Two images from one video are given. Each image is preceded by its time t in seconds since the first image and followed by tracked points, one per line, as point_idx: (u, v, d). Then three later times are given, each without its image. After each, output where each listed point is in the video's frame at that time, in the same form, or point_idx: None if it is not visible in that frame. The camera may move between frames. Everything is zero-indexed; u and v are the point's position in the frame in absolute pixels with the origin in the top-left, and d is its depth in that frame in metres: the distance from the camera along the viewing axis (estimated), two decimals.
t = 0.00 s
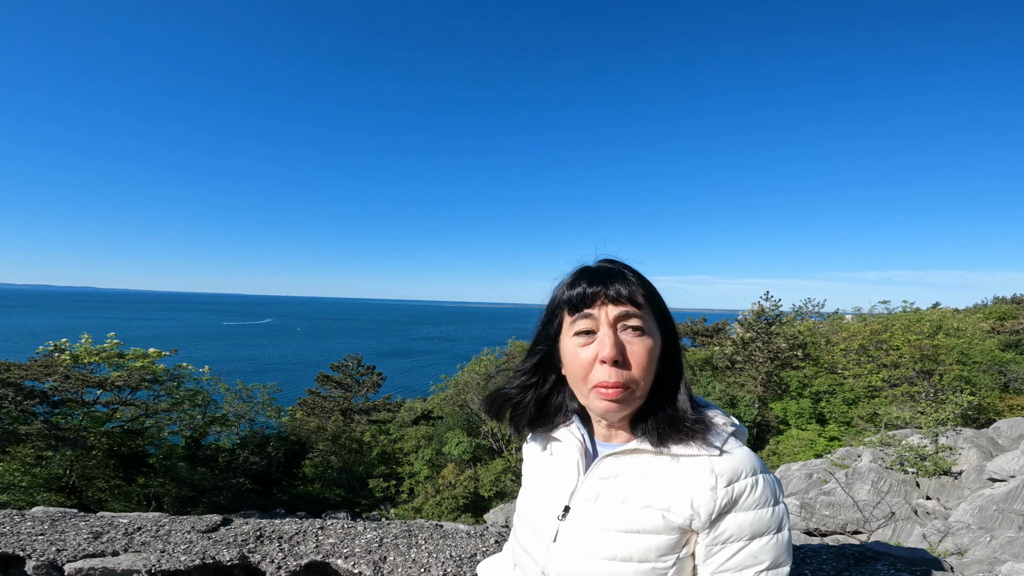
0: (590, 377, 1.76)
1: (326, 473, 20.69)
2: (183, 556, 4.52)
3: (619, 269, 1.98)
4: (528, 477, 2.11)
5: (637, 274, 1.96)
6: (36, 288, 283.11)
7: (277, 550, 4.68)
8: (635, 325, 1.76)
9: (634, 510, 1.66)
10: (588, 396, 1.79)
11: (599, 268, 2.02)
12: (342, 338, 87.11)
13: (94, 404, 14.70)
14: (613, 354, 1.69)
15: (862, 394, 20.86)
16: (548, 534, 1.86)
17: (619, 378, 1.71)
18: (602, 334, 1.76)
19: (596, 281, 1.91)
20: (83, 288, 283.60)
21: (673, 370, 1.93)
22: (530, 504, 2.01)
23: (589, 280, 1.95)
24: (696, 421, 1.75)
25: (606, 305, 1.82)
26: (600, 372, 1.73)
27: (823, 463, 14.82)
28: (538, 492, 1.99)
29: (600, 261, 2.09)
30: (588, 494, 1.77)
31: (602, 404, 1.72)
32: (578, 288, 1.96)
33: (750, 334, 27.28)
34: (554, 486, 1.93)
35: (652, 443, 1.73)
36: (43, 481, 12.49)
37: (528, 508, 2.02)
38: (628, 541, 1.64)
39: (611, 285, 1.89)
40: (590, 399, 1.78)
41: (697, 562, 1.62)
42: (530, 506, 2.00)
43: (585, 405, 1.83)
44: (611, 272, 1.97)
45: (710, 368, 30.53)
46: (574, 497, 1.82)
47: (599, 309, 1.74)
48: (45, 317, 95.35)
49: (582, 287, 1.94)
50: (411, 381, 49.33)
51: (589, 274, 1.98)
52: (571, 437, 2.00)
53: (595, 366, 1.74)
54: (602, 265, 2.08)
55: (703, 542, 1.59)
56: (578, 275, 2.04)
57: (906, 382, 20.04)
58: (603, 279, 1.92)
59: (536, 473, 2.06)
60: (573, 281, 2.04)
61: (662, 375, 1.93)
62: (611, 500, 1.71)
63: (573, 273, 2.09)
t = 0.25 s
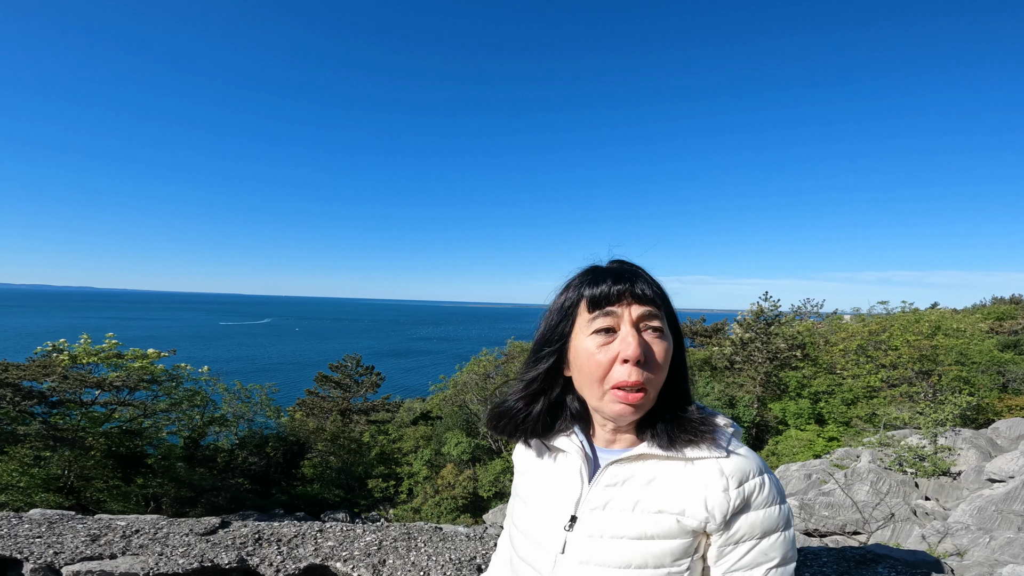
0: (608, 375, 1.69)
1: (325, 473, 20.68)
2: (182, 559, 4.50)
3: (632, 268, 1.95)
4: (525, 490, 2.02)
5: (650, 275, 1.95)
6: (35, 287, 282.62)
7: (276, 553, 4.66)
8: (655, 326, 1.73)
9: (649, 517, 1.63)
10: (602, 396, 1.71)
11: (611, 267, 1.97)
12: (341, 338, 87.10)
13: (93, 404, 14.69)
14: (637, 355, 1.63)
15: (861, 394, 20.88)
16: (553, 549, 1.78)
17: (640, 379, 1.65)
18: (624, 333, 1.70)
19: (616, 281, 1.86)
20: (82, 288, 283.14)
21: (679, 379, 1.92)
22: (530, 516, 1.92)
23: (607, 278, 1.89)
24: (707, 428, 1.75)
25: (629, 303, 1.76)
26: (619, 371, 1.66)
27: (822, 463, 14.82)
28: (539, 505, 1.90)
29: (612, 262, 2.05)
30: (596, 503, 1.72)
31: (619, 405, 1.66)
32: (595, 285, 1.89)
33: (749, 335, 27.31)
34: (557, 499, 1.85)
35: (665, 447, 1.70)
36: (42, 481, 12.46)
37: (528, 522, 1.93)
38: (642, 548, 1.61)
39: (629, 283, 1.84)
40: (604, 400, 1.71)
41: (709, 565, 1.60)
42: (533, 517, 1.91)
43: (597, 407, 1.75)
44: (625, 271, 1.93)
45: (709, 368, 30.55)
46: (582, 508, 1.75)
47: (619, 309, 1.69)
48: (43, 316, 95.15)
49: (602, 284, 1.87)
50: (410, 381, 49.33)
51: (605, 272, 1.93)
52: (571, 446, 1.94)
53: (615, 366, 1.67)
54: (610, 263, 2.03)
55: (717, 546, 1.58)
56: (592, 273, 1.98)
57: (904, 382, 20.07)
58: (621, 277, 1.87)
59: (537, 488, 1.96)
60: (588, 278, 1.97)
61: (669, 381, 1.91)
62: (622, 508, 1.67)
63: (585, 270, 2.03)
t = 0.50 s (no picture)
0: (609, 381, 1.64)
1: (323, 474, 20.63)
2: (175, 561, 4.45)
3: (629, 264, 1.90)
4: (521, 507, 1.92)
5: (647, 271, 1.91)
6: (33, 287, 281.95)
7: (271, 554, 4.62)
8: (656, 327, 1.70)
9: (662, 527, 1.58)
10: (603, 402, 1.66)
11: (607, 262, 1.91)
12: (339, 339, 86.99)
13: (90, 404, 14.61)
14: (642, 359, 1.58)
15: (859, 394, 20.89)
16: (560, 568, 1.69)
17: (645, 384, 1.61)
18: (628, 335, 1.65)
19: (616, 277, 1.80)
20: (80, 287, 282.58)
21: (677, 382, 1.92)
22: (529, 533, 1.83)
23: (607, 274, 1.82)
24: (712, 430, 1.74)
25: (632, 303, 1.72)
26: (622, 377, 1.61)
27: (821, 463, 14.80)
28: (540, 521, 1.81)
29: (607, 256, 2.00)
30: (604, 517, 1.66)
31: (622, 411, 1.61)
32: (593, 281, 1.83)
33: (747, 335, 27.33)
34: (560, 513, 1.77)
35: (672, 453, 1.66)
36: (39, 482, 12.39)
37: (527, 540, 1.83)
38: (658, 560, 1.57)
39: (630, 279, 1.78)
40: (604, 406, 1.66)
41: (725, 569, 1.58)
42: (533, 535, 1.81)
43: (596, 412, 1.70)
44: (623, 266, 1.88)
45: (707, 369, 30.56)
46: (589, 523, 1.68)
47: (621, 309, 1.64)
48: (41, 316, 94.93)
49: (602, 280, 1.81)
50: (408, 381, 49.30)
51: (602, 267, 1.87)
52: (568, 455, 1.87)
53: (619, 370, 1.62)
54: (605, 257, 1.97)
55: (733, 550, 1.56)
56: (588, 268, 1.91)
57: (903, 382, 20.08)
58: (621, 274, 1.81)
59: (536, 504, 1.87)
60: (584, 273, 1.90)
61: (668, 385, 1.89)
62: (633, 520, 1.61)
63: (581, 264, 1.96)
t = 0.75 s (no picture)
0: (609, 379, 1.60)
1: (320, 474, 20.60)
2: (165, 561, 4.43)
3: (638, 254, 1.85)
4: (515, 517, 1.88)
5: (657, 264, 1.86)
6: (29, 287, 281.15)
7: (262, 555, 4.60)
8: (665, 324, 1.66)
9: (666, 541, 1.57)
10: (600, 402, 1.63)
11: (612, 253, 1.86)
12: (337, 339, 86.84)
13: (86, 404, 14.54)
14: (644, 358, 1.54)
15: (856, 394, 20.90)
16: None
17: (647, 385, 1.57)
18: (632, 330, 1.61)
19: (622, 269, 1.75)
20: (77, 287, 281.94)
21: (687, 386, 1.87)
22: (525, 546, 1.79)
23: (612, 266, 1.77)
24: (718, 440, 1.73)
25: (637, 297, 1.68)
26: (622, 375, 1.57)
27: (818, 463, 14.81)
28: (534, 533, 1.78)
29: (613, 246, 1.95)
30: (604, 529, 1.64)
31: (621, 412, 1.58)
32: (598, 272, 1.77)
33: (744, 335, 27.40)
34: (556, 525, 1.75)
35: (677, 464, 1.65)
36: (35, 482, 12.30)
37: (520, 552, 1.79)
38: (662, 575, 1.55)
39: (636, 272, 1.75)
40: (602, 406, 1.62)
41: None
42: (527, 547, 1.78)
43: (593, 413, 1.66)
44: (630, 257, 1.83)
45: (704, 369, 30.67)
46: (588, 536, 1.66)
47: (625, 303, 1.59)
48: (38, 316, 94.60)
49: (608, 272, 1.75)
50: (406, 381, 49.26)
51: (608, 259, 1.82)
52: (567, 463, 1.83)
53: (619, 369, 1.58)
54: (611, 247, 1.93)
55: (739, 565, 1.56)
56: (593, 258, 1.86)
57: (899, 382, 20.13)
58: (628, 265, 1.77)
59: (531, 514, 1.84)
60: (588, 264, 1.85)
61: (678, 389, 1.86)
62: (635, 533, 1.60)
63: (586, 254, 1.90)
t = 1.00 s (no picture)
0: (610, 384, 1.51)
1: (316, 474, 20.55)
2: (152, 561, 4.41)
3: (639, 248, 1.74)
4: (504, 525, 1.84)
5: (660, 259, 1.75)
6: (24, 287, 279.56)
7: (251, 555, 4.58)
8: (669, 325, 1.57)
9: (665, 551, 1.54)
10: (600, 408, 1.54)
11: (612, 247, 1.74)
12: (334, 339, 86.66)
13: (80, 405, 14.48)
14: (649, 363, 1.46)
15: (851, 394, 20.97)
16: None
17: (651, 391, 1.48)
18: (636, 333, 1.51)
19: (626, 264, 1.64)
20: (72, 287, 280.56)
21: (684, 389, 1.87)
22: (516, 556, 1.75)
23: (615, 260, 1.65)
24: (718, 445, 1.72)
25: (641, 296, 1.57)
26: (625, 381, 1.48)
27: (813, 463, 14.84)
28: (524, 542, 1.74)
29: (612, 237, 1.83)
30: (600, 538, 1.60)
31: (623, 419, 1.49)
32: (600, 267, 1.65)
33: (741, 335, 27.48)
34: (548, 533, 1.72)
35: (676, 470, 1.63)
36: (28, 483, 12.23)
37: (508, 561, 1.76)
38: None
39: (641, 268, 1.63)
40: (602, 412, 1.54)
41: None
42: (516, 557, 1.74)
43: (591, 418, 1.58)
44: (631, 251, 1.71)
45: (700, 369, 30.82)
46: (582, 545, 1.63)
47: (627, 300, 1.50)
48: (35, 316, 94.42)
49: (610, 267, 1.64)
50: (403, 381, 49.20)
51: (609, 252, 1.69)
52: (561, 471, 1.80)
53: (622, 374, 1.49)
54: (611, 240, 1.80)
55: None
56: (593, 251, 1.73)
57: (894, 382, 20.20)
58: (631, 261, 1.65)
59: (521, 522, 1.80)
60: (587, 258, 1.72)
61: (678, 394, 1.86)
62: (632, 543, 1.57)
63: (585, 246, 1.78)
